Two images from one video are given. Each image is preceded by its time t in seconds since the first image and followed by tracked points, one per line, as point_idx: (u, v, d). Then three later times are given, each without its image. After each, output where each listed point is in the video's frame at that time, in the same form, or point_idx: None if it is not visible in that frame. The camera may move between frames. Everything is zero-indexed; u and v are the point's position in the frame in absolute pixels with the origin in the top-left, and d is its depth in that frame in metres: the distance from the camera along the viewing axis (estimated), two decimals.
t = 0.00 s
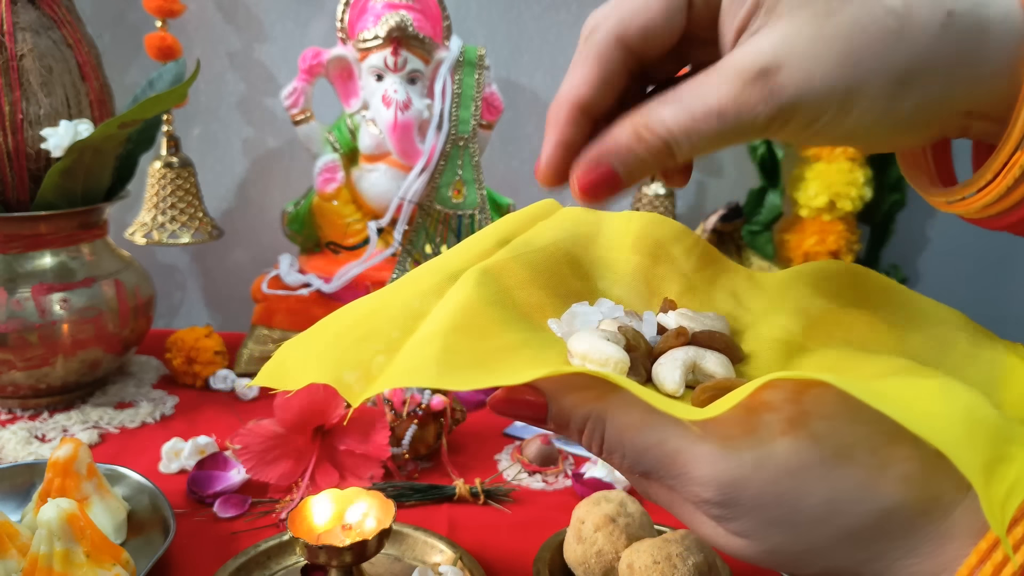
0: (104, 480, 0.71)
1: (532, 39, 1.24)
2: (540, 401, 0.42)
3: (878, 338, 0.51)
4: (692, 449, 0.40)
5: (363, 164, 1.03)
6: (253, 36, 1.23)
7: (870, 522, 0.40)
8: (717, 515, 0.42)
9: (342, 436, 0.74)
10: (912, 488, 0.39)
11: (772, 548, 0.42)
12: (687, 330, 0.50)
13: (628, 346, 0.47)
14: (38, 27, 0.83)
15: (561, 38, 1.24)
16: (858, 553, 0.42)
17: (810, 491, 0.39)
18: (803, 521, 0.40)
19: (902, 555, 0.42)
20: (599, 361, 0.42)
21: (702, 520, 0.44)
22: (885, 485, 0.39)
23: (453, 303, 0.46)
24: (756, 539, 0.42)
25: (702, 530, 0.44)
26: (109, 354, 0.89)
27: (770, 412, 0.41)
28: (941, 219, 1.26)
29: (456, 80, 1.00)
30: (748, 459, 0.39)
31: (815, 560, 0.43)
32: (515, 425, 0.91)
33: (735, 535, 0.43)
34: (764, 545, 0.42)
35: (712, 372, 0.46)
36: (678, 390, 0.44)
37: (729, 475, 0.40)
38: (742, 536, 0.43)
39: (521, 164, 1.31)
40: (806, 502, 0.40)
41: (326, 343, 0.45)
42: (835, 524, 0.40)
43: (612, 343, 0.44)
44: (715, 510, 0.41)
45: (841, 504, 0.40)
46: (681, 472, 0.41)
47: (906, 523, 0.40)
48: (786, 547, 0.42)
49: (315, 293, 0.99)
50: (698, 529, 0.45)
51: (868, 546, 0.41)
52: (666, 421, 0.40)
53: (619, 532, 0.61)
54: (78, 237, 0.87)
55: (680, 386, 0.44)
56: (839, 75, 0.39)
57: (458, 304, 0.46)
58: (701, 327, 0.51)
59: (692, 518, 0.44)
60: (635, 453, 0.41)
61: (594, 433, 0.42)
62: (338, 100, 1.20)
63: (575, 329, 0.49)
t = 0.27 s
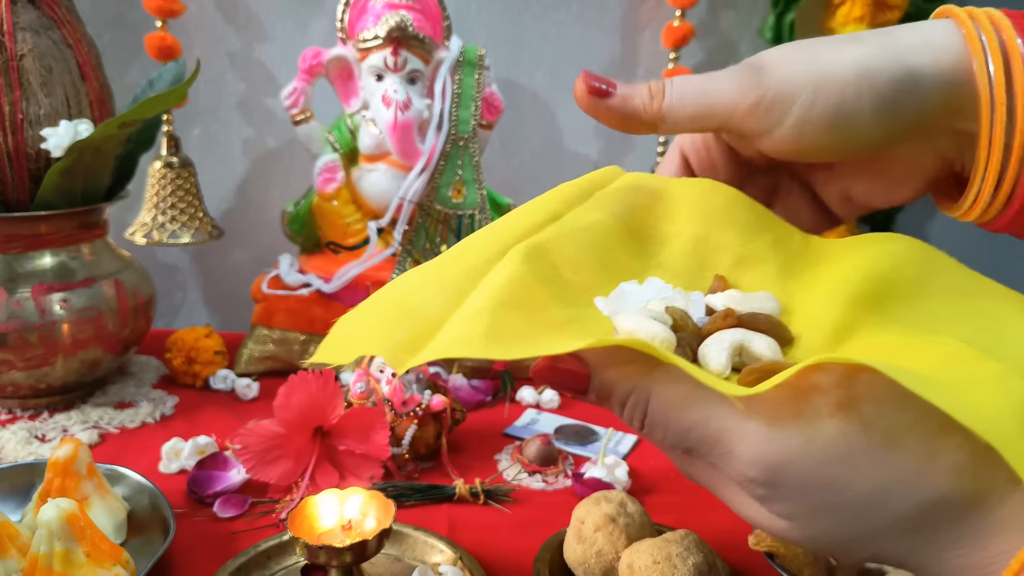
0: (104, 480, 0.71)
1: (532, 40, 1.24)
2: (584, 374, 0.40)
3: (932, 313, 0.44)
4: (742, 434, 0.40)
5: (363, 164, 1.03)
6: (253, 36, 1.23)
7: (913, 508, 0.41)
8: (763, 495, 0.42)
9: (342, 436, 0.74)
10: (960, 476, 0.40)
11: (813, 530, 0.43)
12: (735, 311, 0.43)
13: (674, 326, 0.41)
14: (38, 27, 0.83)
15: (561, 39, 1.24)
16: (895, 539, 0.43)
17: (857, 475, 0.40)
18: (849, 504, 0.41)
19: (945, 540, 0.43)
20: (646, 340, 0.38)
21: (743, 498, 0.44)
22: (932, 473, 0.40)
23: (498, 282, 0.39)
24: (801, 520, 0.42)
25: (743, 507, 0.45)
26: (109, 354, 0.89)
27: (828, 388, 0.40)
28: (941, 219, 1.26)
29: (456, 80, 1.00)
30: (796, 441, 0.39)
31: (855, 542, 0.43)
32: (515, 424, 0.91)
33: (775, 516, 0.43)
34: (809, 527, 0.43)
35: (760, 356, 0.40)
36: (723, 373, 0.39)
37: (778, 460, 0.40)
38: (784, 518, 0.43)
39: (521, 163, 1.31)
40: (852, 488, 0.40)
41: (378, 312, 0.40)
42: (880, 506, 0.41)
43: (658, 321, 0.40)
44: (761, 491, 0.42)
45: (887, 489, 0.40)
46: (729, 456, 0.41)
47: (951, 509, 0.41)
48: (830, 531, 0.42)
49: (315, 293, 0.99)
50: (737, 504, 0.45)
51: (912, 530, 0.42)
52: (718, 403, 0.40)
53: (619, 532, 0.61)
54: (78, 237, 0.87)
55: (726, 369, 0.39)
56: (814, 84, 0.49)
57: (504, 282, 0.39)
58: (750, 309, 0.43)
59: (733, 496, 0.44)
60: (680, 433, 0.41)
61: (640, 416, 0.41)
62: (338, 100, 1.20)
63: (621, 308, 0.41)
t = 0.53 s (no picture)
0: (105, 480, 0.71)
1: (532, 40, 1.24)
2: (639, 283, 0.38)
3: (992, 302, 0.34)
4: (785, 374, 0.36)
5: (363, 164, 1.03)
6: (253, 36, 1.23)
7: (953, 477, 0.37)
8: (796, 450, 0.39)
9: (342, 436, 0.74)
10: (1011, 446, 0.36)
11: (847, 491, 0.40)
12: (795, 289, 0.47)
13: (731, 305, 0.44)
14: (38, 27, 0.83)
15: (561, 39, 1.24)
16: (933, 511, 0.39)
17: (904, 432, 0.36)
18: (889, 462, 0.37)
19: (989, 516, 0.38)
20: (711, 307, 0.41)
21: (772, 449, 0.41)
22: (980, 441, 0.36)
23: (562, 178, 0.37)
24: (830, 479, 0.39)
25: (769, 461, 0.42)
26: (109, 354, 0.89)
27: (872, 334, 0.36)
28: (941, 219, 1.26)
29: (456, 80, 1.00)
30: (843, 391, 0.36)
31: (889, 509, 0.40)
32: (515, 424, 0.91)
33: (809, 473, 0.40)
34: (840, 485, 0.39)
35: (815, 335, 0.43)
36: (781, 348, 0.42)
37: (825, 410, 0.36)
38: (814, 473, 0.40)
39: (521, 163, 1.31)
40: (895, 446, 0.37)
41: (430, 226, 0.36)
42: (917, 474, 0.37)
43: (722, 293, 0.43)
44: (792, 445, 0.38)
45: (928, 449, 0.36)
46: (760, 402, 0.38)
47: (998, 481, 0.37)
48: (865, 492, 0.39)
49: (315, 293, 0.99)
50: (761, 460, 0.42)
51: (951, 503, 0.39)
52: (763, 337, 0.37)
53: (619, 533, 0.61)
54: (77, 237, 0.87)
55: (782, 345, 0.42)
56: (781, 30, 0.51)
57: (576, 177, 0.37)
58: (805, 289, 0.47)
59: (759, 446, 0.41)
60: (718, 366, 0.38)
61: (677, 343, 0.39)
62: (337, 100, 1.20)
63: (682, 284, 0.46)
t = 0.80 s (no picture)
0: (106, 479, 0.71)
1: (532, 40, 1.25)
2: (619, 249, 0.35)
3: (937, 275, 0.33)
4: (750, 331, 0.33)
5: (363, 164, 1.03)
6: (253, 37, 1.23)
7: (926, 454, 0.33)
8: (759, 427, 0.34)
9: (342, 436, 0.75)
10: (970, 416, 0.33)
11: (820, 477, 0.35)
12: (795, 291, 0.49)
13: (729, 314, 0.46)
14: (40, 28, 0.83)
15: (561, 39, 1.25)
16: (910, 497, 0.35)
17: (873, 390, 0.33)
18: (862, 436, 0.33)
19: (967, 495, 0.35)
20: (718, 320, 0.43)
21: (736, 446, 0.37)
22: (944, 410, 0.33)
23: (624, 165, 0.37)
24: (796, 462, 0.35)
25: (733, 464, 0.37)
26: (110, 354, 0.89)
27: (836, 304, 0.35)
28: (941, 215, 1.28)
29: (456, 81, 1.01)
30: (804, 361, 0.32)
31: (861, 501, 0.36)
32: (515, 424, 0.92)
33: (772, 455, 0.35)
34: (809, 470, 0.35)
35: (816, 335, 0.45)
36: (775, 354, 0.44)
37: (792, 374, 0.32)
38: (781, 459, 0.35)
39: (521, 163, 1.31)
40: (865, 409, 0.33)
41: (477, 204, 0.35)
42: (892, 449, 0.33)
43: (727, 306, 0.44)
44: (759, 421, 0.34)
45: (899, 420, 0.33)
46: (721, 369, 0.33)
47: (966, 456, 0.34)
48: (833, 478, 0.35)
49: (315, 293, 0.99)
50: (720, 462, 0.37)
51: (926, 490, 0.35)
52: (733, 301, 0.33)
53: (619, 531, 0.61)
54: (79, 237, 0.88)
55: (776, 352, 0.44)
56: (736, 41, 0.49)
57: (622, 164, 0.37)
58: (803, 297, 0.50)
59: (720, 445, 0.37)
60: (683, 333, 0.33)
61: (646, 309, 0.34)
62: (338, 100, 1.21)
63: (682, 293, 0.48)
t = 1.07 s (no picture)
0: (104, 480, 0.71)
1: (533, 39, 1.24)
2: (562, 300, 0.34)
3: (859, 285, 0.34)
4: (701, 349, 0.32)
5: (363, 164, 1.03)
6: (252, 36, 1.23)
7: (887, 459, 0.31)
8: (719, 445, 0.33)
9: (342, 436, 0.74)
10: (920, 416, 0.32)
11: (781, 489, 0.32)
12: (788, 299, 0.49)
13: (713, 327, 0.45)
14: (37, 26, 0.83)
15: (561, 38, 1.24)
16: (875, 506, 0.32)
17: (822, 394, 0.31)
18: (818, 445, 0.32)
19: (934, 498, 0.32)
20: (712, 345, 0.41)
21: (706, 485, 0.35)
22: (893, 409, 0.32)
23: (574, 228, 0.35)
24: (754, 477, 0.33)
25: (705, 503, 0.35)
26: (108, 354, 0.89)
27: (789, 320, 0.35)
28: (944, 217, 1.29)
29: (456, 80, 1.00)
30: (754, 372, 0.32)
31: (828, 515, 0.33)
32: (515, 425, 0.91)
33: (732, 473, 0.34)
34: (773, 488, 0.33)
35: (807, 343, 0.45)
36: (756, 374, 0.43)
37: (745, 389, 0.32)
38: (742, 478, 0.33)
39: (521, 163, 1.31)
40: (817, 411, 0.31)
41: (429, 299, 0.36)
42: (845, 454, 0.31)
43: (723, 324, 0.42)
44: (720, 438, 0.33)
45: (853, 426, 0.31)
46: (677, 390, 0.33)
47: (926, 456, 0.32)
48: (798, 495, 0.33)
49: (314, 293, 0.99)
50: (691, 498, 0.35)
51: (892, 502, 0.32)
52: (681, 326, 0.33)
53: (619, 533, 0.61)
54: (77, 237, 0.87)
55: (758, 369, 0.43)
56: (849, 62, 0.44)
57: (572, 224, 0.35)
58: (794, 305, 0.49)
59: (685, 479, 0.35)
60: (638, 363, 0.33)
61: (600, 348, 0.34)
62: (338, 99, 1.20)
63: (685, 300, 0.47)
